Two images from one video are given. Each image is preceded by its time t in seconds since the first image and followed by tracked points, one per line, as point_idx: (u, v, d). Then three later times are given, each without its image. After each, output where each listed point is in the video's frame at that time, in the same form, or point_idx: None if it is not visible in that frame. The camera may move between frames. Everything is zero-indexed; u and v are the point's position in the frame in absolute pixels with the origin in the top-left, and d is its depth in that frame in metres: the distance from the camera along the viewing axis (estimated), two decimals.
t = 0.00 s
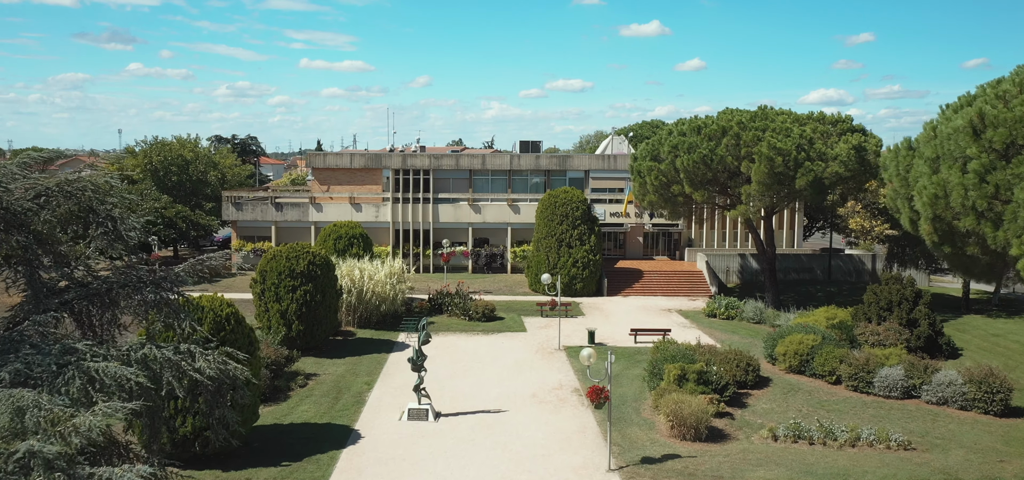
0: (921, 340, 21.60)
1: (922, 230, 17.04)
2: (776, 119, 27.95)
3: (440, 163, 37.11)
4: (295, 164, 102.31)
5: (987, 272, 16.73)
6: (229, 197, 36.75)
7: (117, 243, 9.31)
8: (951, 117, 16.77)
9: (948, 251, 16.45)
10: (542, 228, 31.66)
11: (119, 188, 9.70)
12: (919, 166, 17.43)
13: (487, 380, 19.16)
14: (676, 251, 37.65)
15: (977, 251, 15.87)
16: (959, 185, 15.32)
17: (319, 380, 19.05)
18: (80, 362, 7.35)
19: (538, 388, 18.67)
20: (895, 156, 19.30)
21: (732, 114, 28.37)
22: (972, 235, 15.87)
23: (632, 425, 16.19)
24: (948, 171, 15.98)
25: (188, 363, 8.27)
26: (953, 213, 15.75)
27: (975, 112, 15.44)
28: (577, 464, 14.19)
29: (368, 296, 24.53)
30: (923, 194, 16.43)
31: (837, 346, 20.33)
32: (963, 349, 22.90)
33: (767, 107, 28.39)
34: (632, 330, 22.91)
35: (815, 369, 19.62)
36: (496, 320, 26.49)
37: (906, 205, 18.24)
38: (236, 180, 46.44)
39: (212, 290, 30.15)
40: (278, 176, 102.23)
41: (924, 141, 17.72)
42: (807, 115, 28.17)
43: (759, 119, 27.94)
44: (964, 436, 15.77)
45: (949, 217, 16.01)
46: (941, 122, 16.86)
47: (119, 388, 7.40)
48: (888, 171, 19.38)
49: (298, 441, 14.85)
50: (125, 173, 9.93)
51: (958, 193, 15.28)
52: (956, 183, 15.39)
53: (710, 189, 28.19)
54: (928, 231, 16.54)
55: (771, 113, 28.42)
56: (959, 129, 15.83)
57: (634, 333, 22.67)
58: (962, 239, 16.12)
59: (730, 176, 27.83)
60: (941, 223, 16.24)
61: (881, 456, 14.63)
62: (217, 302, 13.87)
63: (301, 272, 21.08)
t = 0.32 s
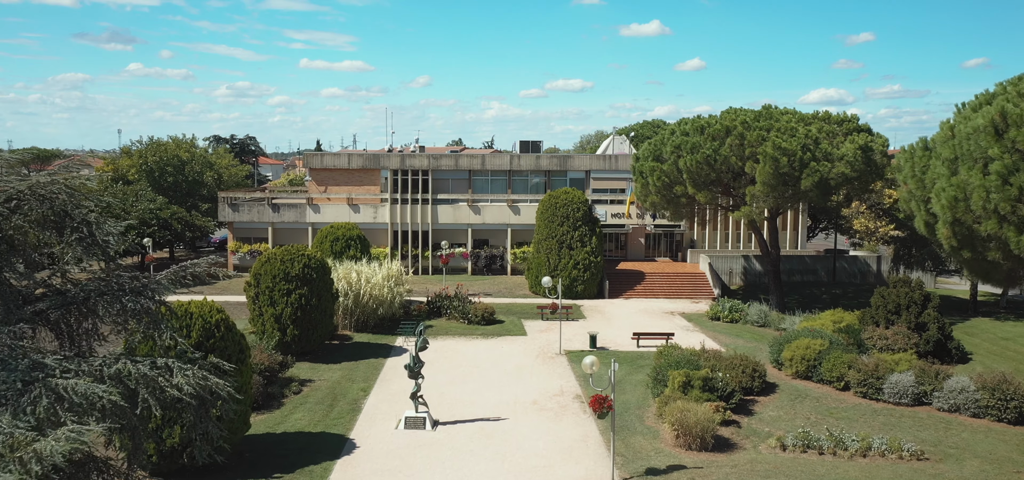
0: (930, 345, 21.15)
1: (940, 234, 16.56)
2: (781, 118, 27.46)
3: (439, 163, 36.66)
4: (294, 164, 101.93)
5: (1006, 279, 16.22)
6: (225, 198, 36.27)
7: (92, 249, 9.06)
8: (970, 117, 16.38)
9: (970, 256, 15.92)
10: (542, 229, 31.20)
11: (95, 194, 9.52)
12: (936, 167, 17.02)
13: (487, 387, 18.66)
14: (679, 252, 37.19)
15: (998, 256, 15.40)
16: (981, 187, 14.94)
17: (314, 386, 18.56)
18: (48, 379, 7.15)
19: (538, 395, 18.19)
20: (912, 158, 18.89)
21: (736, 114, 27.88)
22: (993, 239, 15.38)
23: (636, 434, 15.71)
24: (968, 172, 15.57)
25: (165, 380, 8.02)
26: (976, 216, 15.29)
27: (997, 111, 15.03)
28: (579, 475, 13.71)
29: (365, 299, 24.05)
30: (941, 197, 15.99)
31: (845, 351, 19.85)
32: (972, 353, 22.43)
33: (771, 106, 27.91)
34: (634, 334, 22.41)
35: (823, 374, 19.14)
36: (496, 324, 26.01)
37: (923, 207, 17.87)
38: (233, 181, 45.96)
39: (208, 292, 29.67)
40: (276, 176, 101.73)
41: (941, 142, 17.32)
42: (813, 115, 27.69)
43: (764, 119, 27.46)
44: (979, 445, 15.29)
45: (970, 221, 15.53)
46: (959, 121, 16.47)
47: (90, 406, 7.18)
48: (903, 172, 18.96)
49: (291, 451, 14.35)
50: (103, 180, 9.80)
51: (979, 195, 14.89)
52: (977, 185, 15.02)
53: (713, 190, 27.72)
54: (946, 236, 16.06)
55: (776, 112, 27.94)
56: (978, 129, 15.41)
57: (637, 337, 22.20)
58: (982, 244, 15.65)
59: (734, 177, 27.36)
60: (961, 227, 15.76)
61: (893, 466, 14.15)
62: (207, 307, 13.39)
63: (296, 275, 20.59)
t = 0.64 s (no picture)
0: (940, 349, 20.71)
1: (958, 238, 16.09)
2: (786, 118, 26.98)
3: (438, 164, 36.20)
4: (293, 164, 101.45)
5: None
6: (221, 198, 35.78)
7: (64, 253, 8.99)
8: (992, 117, 15.91)
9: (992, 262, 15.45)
10: (542, 230, 30.72)
11: (72, 199, 9.39)
12: (956, 168, 16.58)
13: (486, 393, 18.18)
14: (681, 253, 36.72)
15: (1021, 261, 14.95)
16: (1005, 189, 14.50)
17: (309, 392, 18.07)
18: (12, 399, 7.05)
19: (539, 401, 17.72)
20: (929, 159, 18.39)
21: (741, 113, 27.41)
22: (1017, 244, 14.93)
23: (640, 443, 15.24)
24: (990, 174, 15.11)
25: (139, 397, 7.81)
26: (999, 220, 14.83)
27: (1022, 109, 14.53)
28: None
29: (362, 303, 23.57)
30: (963, 200, 15.52)
31: (853, 356, 19.38)
32: (983, 358, 21.97)
33: (776, 105, 27.44)
34: (637, 339, 21.93)
35: (831, 380, 18.67)
36: (496, 327, 25.54)
37: (941, 210, 17.43)
38: (230, 181, 45.50)
39: (203, 295, 29.19)
40: (275, 176, 101.30)
41: (961, 143, 16.84)
42: (819, 114, 27.21)
43: (769, 119, 26.97)
44: (994, 455, 14.81)
45: (993, 225, 15.06)
46: (980, 121, 16.04)
47: (57, 426, 7.05)
48: (920, 174, 18.49)
49: (283, 461, 13.89)
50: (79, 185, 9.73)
51: (1002, 198, 14.46)
52: (1001, 187, 14.57)
53: (717, 191, 27.26)
54: (967, 240, 15.59)
55: (781, 112, 27.46)
56: (1002, 129, 14.95)
57: (640, 341, 21.73)
58: (1005, 249, 15.18)
59: (738, 178, 26.88)
60: (983, 231, 15.29)
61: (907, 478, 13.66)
62: (196, 313, 12.94)
63: (291, 278, 20.10)
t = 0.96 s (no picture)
0: (950, 354, 20.22)
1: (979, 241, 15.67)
2: (791, 117, 26.52)
3: (437, 164, 35.71)
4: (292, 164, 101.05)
5: None
6: (217, 199, 35.30)
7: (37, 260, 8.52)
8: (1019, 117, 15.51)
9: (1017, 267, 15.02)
10: (543, 232, 30.23)
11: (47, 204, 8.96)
12: (978, 170, 16.15)
13: (486, 400, 17.68)
14: (684, 255, 36.23)
15: None
16: None
17: (304, 399, 17.58)
18: None
19: (540, 409, 17.22)
20: (946, 160, 17.95)
21: (745, 113, 26.96)
22: None
23: (645, 453, 14.76)
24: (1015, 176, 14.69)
25: (111, 418, 7.46)
26: None
27: None
28: None
29: (359, 306, 23.08)
30: (987, 202, 15.08)
31: (862, 362, 18.90)
32: (993, 363, 21.48)
33: (782, 105, 26.98)
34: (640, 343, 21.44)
35: (840, 387, 18.18)
36: (496, 331, 25.05)
37: (960, 213, 17.04)
38: (227, 181, 45.04)
39: (198, 298, 28.72)
40: (274, 176, 100.91)
41: (983, 144, 16.42)
42: (824, 114, 26.76)
43: (774, 118, 26.52)
44: (1011, 465, 14.33)
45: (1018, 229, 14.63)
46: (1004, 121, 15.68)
47: (20, 451, 6.70)
48: (938, 175, 18.03)
49: (276, 472, 13.39)
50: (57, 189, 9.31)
51: None
52: None
53: (721, 192, 26.78)
54: (990, 244, 15.16)
55: (786, 112, 26.99)
56: None
57: (643, 346, 21.24)
58: None
59: (743, 179, 26.41)
60: (1009, 236, 14.86)
61: None
62: (185, 320, 12.43)
63: (287, 282, 19.62)
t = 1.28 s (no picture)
0: (961, 359, 19.76)
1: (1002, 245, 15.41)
2: (797, 117, 26.05)
3: (436, 164, 35.22)
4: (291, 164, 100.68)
5: None
6: (213, 200, 34.81)
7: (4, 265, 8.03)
8: None
9: None
10: (544, 233, 29.75)
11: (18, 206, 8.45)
12: (1000, 171, 15.69)
13: (485, 407, 17.20)
14: (686, 257, 35.76)
15: None
16: None
17: (298, 406, 17.09)
18: None
19: (541, 416, 16.73)
20: (967, 161, 17.49)
21: (750, 112, 26.50)
22: None
23: (649, 463, 14.29)
24: None
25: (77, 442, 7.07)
26: None
27: None
28: None
29: (356, 309, 22.60)
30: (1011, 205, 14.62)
31: (872, 368, 18.42)
32: (1005, 368, 21.01)
33: (787, 104, 26.50)
34: (644, 348, 20.97)
35: (849, 393, 17.71)
36: (495, 334, 24.58)
37: (982, 217, 16.57)
38: (224, 181, 44.54)
39: (193, 300, 28.25)
40: (273, 176, 100.45)
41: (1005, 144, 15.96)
42: (830, 113, 26.30)
43: (779, 118, 26.06)
44: None
45: None
46: None
47: None
48: (957, 176, 17.56)
49: None
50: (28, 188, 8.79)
51: None
52: None
53: (725, 193, 26.31)
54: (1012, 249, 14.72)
55: (792, 111, 26.50)
56: None
57: (646, 350, 20.78)
58: None
59: (747, 179, 25.94)
60: None
61: None
62: (173, 327, 11.97)
63: (281, 285, 19.13)
